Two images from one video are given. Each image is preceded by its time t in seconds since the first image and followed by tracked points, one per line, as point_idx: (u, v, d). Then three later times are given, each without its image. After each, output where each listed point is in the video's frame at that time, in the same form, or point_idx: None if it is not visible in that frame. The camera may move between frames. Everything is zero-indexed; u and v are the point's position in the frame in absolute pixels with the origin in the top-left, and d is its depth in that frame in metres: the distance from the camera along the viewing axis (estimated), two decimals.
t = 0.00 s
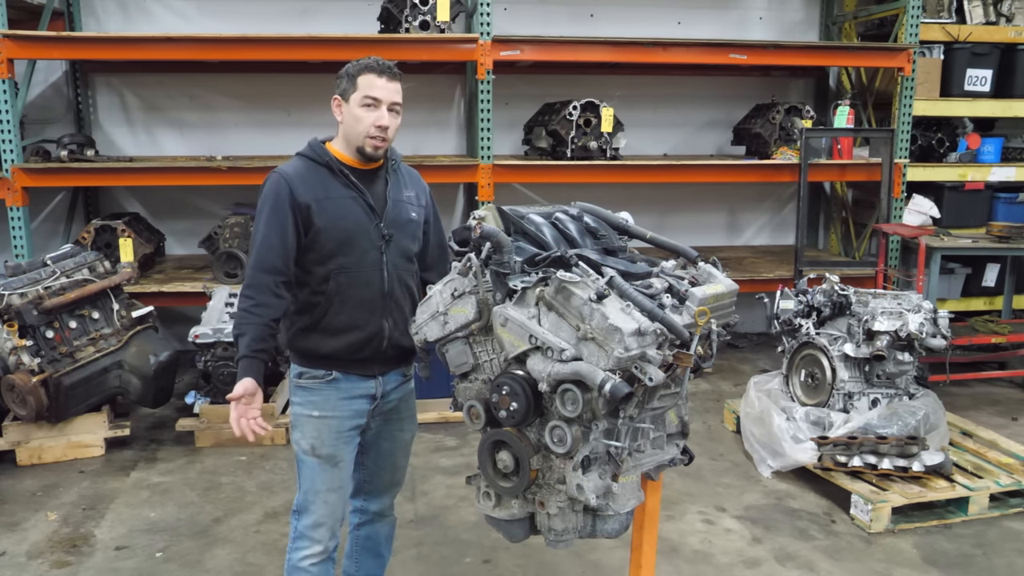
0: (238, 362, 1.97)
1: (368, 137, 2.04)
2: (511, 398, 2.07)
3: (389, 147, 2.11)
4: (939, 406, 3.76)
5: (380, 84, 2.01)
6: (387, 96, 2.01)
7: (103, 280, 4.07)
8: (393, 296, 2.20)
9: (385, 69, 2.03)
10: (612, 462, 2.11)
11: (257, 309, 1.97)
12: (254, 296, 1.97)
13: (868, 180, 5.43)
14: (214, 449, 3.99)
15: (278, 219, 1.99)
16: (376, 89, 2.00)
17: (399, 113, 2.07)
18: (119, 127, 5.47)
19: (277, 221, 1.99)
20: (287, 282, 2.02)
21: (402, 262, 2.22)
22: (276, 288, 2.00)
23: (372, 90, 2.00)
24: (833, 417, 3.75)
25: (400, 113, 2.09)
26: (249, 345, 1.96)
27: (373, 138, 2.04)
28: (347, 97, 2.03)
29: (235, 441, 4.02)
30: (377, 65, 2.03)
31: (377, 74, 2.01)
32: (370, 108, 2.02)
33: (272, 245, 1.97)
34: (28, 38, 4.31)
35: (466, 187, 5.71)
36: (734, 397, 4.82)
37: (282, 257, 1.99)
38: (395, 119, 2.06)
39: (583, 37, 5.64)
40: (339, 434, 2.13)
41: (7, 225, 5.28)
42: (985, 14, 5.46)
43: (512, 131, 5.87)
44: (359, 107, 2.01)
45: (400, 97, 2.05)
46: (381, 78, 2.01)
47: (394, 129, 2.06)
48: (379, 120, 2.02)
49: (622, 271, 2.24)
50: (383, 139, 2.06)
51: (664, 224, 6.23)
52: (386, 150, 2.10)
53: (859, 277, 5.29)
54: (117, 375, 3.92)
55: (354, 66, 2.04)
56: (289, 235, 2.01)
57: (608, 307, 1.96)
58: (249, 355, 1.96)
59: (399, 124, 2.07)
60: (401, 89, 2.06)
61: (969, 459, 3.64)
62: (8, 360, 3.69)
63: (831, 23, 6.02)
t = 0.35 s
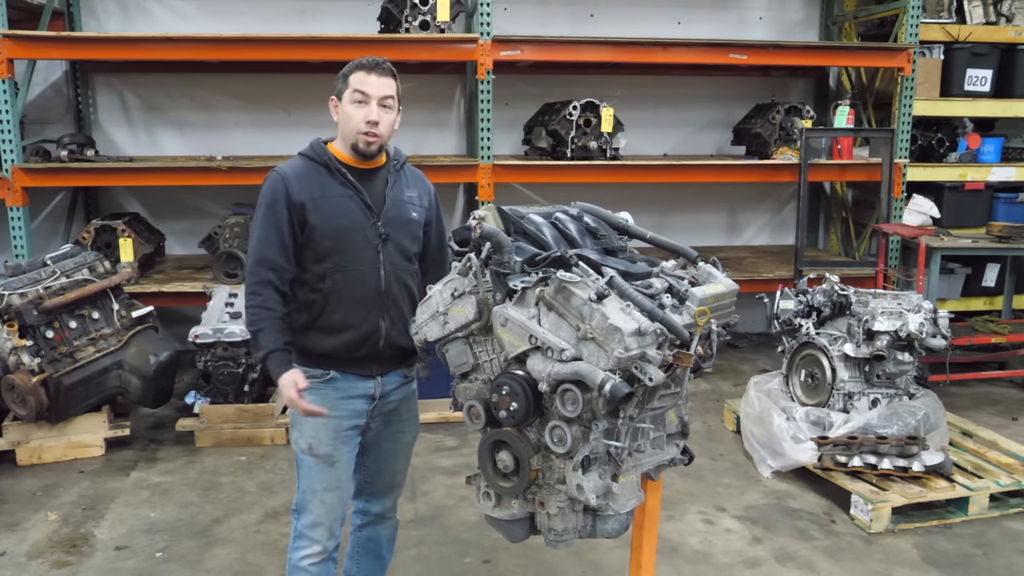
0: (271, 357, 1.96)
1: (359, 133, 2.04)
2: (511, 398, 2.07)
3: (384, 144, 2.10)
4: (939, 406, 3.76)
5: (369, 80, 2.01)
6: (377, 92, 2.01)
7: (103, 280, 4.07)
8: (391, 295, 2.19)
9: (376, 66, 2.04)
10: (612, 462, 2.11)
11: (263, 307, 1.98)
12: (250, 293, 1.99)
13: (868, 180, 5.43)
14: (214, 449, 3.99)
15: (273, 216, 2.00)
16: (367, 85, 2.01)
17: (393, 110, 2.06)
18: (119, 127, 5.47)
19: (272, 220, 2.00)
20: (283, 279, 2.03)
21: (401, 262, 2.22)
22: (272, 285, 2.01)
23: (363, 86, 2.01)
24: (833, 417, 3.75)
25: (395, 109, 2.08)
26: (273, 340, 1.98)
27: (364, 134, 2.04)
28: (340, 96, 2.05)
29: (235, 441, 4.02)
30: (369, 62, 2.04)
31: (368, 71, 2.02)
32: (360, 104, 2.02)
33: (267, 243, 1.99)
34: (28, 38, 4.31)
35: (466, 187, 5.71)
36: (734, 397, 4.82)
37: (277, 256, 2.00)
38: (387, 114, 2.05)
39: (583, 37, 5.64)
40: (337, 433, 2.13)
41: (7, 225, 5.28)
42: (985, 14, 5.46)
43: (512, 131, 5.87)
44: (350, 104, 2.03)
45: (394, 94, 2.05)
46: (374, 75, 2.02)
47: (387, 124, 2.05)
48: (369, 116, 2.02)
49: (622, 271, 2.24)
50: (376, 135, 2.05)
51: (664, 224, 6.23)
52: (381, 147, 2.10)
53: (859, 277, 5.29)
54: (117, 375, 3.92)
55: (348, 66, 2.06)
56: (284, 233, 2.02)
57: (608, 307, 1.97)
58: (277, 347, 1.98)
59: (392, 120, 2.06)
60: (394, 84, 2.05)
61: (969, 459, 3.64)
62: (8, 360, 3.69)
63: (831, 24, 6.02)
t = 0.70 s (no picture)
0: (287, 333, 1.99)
1: (348, 128, 2.04)
2: (511, 398, 2.07)
3: (376, 139, 2.09)
4: (938, 406, 3.76)
5: (355, 75, 2.02)
6: (362, 85, 2.02)
7: (103, 280, 4.07)
8: (387, 297, 2.20)
9: (364, 62, 2.06)
10: (612, 462, 2.11)
11: (256, 304, 2.01)
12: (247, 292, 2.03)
13: (868, 180, 5.44)
14: (214, 449, 3.99)
15: (268, 218, 2.03)
16: (352, 80, 2.02)
17: (381, 104, 2.06)
18: (119, 127, 5.47)
19: (268, 221, 2.03)
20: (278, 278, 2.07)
21: (399, 262, 2.22)
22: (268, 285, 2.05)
23: (348, 81, 2.02)
24: (833, 417, 3.75)
25: (384, 103, 2.07)
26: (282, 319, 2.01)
27: (352, 129, 2.04)
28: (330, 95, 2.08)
29: (235, 441, 4.02)
30: (357, 60, 2.06)
31: (354, 67, 2.04)
32: (347, 99, 2.04)
33: (261, 244, 2.02)
34: (28, 38, 4.31)
35: (466, 187, 5.71)
36: (734, 397, 4.82)
37: (271, 257, 2.03)
38: (375, 107, 2.05)
39: (583, 37, 5.64)
40: (333, 432, 2.13)
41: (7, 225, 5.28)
42: (985, 14, 5.46)
43: (512, 131, 5.87)
44: (338, 100, 2.04)
45: (381, 87, 2.05)
46: (359, 70, 2.03)
47: (375, 117, 2.05)
48: (356, 110, 2.03)
49: (622, 271, 2.24)
50: (365, 129, 2.05)
51: (664, 224, 6.23)
52: (373, 142, 2.08)
53: (859, 276, 5.29)
54: (117, 375, 3.92)
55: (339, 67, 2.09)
56: (279, 235, 2.04)
57: (608, 307, 1.97)
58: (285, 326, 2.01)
59: (380, 114, 2.06)
60: (382, 78, 2.05)
61: (969, 459, 3.64)
62: (8, 360, 3.69)
63: (831, 24, 6.02)
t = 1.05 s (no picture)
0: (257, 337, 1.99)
1: (344, 127, 2.04)
2: (511, 398, 2.07)
3: (374, 139, 2.09)
4: (939, 406, 3.76)
5: (351, 74, 2.01)
6: (358, 84, 2.01)
7: (103, 280, 4.07)
8: (385, 302, 2.18)
9: (359, 60, 2.05)
10: (612, 462, 2.11)
11: (241, 305, 2.03)
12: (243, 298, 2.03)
13: (868, 180, 5.44)
14: (214, 449, 3.99)
15: (263, 224, 2.03)
16: (347, 79, 2.01)
17: (378, 102, 2.06)
18: (119, 127, 5.47)
19: (263, 227, 2.03)
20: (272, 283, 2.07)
21: (397, 267, 2.20)
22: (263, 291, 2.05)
23: (344, 80, 2.02)
24: (833, 417, 3.75)
25: (381, 101, 2.07)
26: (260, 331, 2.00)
27: (349, 128, 2.04)
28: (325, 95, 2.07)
29: (235, 441, 4.02)
30: (352, 58, 2.05)
31: (350, 66, 2.03)
32: (343, 99, 2.03)
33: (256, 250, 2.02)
34: (28, 38, 4.31)
35: (466, 187, 5.71)
36: (734, 397, 4.82)
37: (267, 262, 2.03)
38: (371, 106, 2.04)
39: (583, 37, 5.64)
40: (331, 435, 2.13)
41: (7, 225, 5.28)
42: (985, 14, 5.46)
43: (512, 131, 5.87)
44: (334, 100, 2.04)
45: (377, 86, 2.04)
46: (355, 69, 2.02)
47: (372, 116, 2.05)
48: (352, 109, 2.02)
49: (622, 271, 2.24)
50: (362, 128, 2.04)
51: (664, 225, 6.23)
52: (370, 141, 2.08)
53: (859, 277, 5.29)
54: (117, 375, 3.92)
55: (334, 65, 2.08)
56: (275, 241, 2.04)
57: (608, 307, 1.97)
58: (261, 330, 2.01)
59: (377, 113, 2.05)
60: (377, 76, 2.05)
61: (969, 459, 3.64)
62: (8, 360, 3.69)
63: (831, 24, 6.02)
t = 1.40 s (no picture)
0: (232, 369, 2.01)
1: (336, 129, 2.02)
2: (511, 398, 2.07)
3: (366, 140, 2.07)
4: (939, 406, 3.76)
5: (344, 74, 1.99)
6: (351, 85, 2.00)
7: (103, 280, 4.07)
8: (377, 307, 2.17)
9: (352, 60, 2.03)
10: (612, 462, 2.11)
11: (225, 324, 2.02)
12: (232, 305, 2.02)
13: (868, 180, 5.44)
14: (215, 449, 3.99)
15: (252, 230, 2.02)
16: (340, 80, 2.00)
17: (370, 103, 2.04)
18: (119, 127, 5.47)
19: (252, 233, 2.01)
20: (261, 292, 2.05)
21: (389, 271, 2.18)
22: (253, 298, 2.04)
23: (336, 81, 2.00)
24: (833, 417, 3.75)
25: (373, 102, 2.05)
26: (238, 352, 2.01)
27: (341, 129, 2.02)
28: (317, 94, 2.05)
29: (235, 441, 4.02)
30: (344, 57, 2.03)
31: (342, 66, 2.01)
32: (335, 99, 2.01)
33: (246, 257, 2.01)
34: (28, 38, 4.31)
35: (466, 187, 5.72)
36: (734, 397, 4.82)
37: (256, 269, 2.02)
38: (364, 107, 2.02)
39: (583, 37, 5.64)
40: (325, 442, 2.12)
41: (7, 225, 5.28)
42: (985, 14, 5.46)
43: (512, 131, 5.87)
44: (325, 100, 2.02)
45: (370, 87, 2.02)
46: (348, 69, 2.00)
47: (364, 118, 2.03)
48: (344, 111, 2.00)
49: (622, 271, 2.23)
50: (354, 130, 2.03)
51: (664, 225, 6.23)
52: (362, 143, 2.06)
53: (859, 277, 5.29)
54: (117, 375, 3.92)
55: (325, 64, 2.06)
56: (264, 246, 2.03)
57: (608, 307, 1.97)
58: (240, 361, 2.01)
59: (370, 114, 2.04)
60: (370, 76, 2.03)
61: (969, 459, 3.64)
62: (8, 360, 3.69)
63: (831, 24, 6.02)
